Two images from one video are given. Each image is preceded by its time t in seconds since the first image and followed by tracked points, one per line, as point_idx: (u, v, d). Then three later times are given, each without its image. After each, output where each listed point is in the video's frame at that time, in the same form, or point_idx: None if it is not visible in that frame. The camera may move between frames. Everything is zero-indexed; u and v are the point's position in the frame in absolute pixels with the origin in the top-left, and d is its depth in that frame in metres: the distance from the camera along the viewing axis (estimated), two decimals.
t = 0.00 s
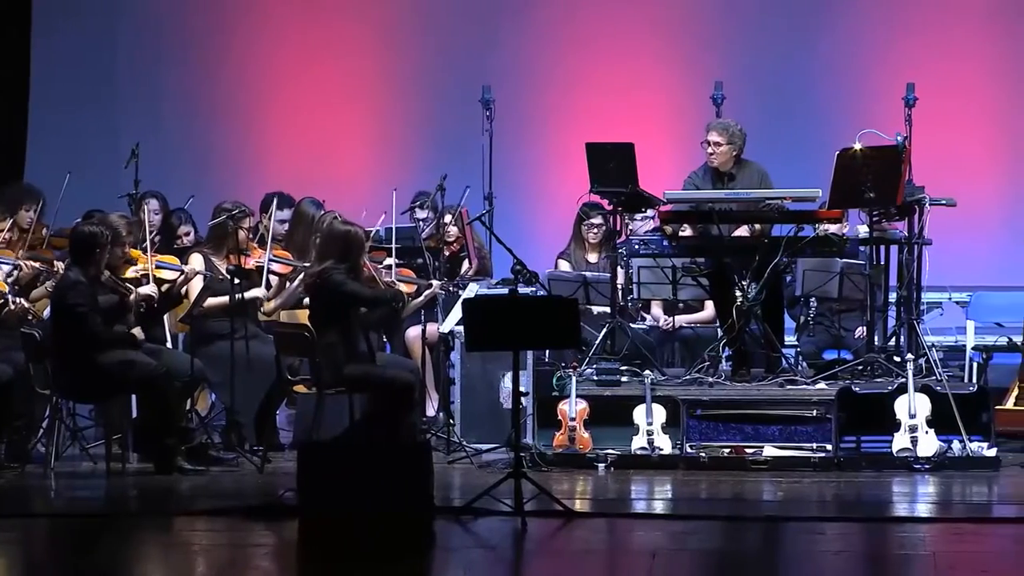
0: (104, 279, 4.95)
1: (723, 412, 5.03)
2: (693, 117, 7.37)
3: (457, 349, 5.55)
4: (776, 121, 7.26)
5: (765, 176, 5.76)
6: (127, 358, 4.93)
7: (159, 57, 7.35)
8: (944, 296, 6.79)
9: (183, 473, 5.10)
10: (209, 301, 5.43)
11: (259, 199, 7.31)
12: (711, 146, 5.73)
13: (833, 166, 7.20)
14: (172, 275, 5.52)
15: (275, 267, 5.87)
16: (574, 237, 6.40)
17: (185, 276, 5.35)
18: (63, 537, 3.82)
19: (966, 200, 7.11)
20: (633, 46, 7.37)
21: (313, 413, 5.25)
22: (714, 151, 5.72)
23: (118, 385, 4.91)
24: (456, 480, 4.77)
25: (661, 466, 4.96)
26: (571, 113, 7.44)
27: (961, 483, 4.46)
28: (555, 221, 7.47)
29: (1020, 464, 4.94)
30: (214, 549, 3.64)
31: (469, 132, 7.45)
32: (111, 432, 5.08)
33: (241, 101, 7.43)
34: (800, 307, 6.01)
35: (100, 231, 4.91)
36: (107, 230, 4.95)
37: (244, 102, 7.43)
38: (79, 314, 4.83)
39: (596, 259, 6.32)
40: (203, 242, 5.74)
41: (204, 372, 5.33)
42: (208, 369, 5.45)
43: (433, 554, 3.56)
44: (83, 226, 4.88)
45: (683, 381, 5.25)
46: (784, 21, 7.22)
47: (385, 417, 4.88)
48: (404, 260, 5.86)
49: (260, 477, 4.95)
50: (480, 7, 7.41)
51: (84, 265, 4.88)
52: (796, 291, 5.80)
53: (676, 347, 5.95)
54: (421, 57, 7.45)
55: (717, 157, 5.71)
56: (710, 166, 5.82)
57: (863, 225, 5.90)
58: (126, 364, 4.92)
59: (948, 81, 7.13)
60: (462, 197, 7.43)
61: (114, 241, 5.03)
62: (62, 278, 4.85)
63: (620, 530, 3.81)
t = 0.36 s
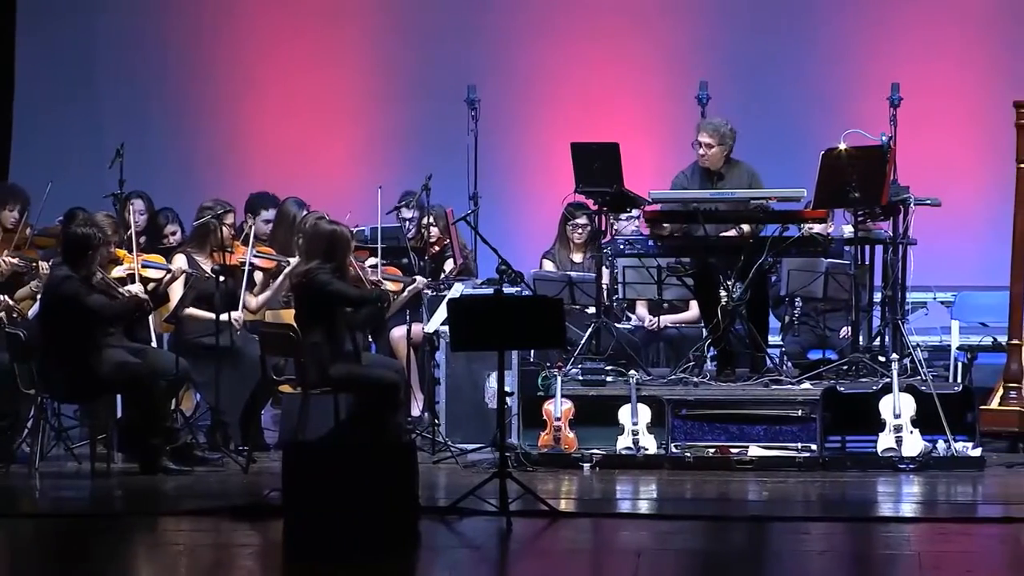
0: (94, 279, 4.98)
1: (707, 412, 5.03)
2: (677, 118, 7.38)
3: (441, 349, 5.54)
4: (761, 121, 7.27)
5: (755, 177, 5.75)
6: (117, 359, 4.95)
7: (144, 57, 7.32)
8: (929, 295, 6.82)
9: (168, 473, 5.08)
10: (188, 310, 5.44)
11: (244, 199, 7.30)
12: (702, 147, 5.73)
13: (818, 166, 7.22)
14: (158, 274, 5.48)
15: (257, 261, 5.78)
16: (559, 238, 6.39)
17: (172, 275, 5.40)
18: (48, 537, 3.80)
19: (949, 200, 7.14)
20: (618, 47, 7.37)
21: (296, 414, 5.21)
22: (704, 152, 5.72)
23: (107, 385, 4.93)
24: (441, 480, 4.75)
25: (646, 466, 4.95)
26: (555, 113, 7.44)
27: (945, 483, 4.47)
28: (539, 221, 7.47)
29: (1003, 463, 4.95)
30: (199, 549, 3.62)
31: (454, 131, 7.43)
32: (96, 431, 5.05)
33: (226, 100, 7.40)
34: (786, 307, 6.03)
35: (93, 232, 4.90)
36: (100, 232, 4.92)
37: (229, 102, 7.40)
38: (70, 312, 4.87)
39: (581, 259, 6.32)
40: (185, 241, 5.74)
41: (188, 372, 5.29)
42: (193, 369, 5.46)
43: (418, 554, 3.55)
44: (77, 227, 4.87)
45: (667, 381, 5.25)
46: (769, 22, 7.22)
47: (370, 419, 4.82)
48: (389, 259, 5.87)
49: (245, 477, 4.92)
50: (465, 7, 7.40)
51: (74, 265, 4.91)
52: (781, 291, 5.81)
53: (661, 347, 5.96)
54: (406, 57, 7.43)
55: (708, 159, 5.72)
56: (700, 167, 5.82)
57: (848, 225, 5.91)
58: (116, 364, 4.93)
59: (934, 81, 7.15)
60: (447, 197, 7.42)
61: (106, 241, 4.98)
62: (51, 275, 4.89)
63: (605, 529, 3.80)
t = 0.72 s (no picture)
0: (83, 283, 4.98)
1: (693, 411, 5.04)
2: (662, 118, 7.43)
3: (428, 349, 5.55)
4: (747, 121, 7.29)
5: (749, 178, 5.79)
6: (100, 359, 4.92)
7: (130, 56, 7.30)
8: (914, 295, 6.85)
9: (153, 473, 5.05)
10: (171, 314, 5.43)
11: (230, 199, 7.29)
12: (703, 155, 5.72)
13: (804, 166, 7.26)
14: (144, 274, 5.46)
15: (242, 259, 5.71)
16: (544, 238, 6.39)
17: (157, 275, 5.40)
18: (33, 537, 3.78)
19: (934, 199, 7.17)
20: (605, 47, 7.38)
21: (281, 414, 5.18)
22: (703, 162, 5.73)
23: (90, 385, 4.89)
24: (427, 480, 4.74)
25: (632, 465, 4.96)
26: (542, 114, 7.47)
27: (931, 482, 4.48)
28: (526, 221, 7.50)
29: (988, 463, 4.96)
30: (184, 549, 3.60)
31: (439, 131, 7.43)
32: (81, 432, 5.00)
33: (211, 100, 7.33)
34: (771, 307, 6.03)
35: (88, 236, 4.91)
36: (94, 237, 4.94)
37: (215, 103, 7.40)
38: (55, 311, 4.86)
39: (566, 259, 6.31)
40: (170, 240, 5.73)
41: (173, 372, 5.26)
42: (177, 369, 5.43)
43: (404, 554, 3.54)
44: (72, 230, 4.88)
45: (653, 381, 5.25)
46: (755, 21, 7.21)
47: (356, 419, 4.80)
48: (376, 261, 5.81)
49: (231, 477, 4.90)
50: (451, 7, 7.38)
51: (65, 267, 4.91)
52: (766, 291, 5.81)
53: (647, 347, 5.97)
54: (392, 56, 7.41)
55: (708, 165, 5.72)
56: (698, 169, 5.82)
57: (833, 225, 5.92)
58: (99, 365, 4.90)
59: (918, 82, 7.20)
60: (433, 196, 7.42)
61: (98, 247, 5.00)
62: (39, 273, 4.89)
63: (591, 529, 3.80)
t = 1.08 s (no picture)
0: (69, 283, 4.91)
1: (681, 412, 5.04)
2: (652, 118, 7.39)
3: (416, 349, 5.52)
4: (736, 120, 7.29)
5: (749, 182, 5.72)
6: (88, 360, 4.87)
7: (122, 57, 7.37)
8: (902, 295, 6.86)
9: (142, 473, 5.03)
10: (157, 316, 5.43)
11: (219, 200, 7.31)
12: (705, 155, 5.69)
13: (793, 166, 7.25)
14: (132, 274, 5.43)
15: (231, 262, 5.70)
16: (532, 238, 6.39)
17: (145, 274, 5.35)
18: (21, 537, 3.77)
19: (923, 199, 7.17)
20: (593, 48, 7.37)
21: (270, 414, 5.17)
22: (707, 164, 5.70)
23: (77, 387, 4.83)
24: (416, 480, 4.73)
25: (620, 465, 4.95)
26: (531, 114, 7.44)
27: (919, 482, 4.49)
28: (514, 221, 7.46)
29: (976, 463, 4.97)
30: (173, 549, 3.59)
31: (428, 130, 7.43)
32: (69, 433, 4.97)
33: (200, 102, 7.42)
34: (759, 307, 6.04)
35: (74, 236, 4.85)
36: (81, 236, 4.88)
37: (202, 103, 7.42)
38: (40, 312, 4.76)
39: (554, 259, 6.31)
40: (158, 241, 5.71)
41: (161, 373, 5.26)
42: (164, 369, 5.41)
43: (392, 554, 3.53)
44: (58, 229, 4.82)
45: (642, 381, 5.25)
46: (741, 21, 7.25)
47: (346, 421, 4.76)
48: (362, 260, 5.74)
49: (219, 477, 4.88)
50: (439, 6, 7.38)
51: (51, 266, 4.84)
52: (754, 292, 5.81)
53: (635, 347, 5.97)
54: (379, 57, 7.41)
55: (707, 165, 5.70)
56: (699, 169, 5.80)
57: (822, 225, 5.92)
58: (86, 366, 4.85)
59: (907, 81, 7.18)
60: (422, 197, 7.43)
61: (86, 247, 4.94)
62: (27, 274, 4.81)
63: (580, 529, 3.80)
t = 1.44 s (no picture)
0: (50, 278, 4.86)
1: (668, 411, 5.04)
2: (639, 118, 7.39)
3: (403, 349, 5.53)
4: (722, 120, 7.30)
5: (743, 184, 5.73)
6: (76, 359, 4.90)
7: (109, 57, 7.36)
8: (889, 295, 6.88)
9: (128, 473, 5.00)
10: (145, 316, 5.47)
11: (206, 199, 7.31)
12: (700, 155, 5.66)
13: (779, 166, 7.27)
14: (119, 274, 5.37)
15: (220, 264, 5.69)
16: (518, 238, 6.38)
17: (132, 275, 5.31)
18: (6, 537, 3.75)
19: (909, 200, 7.19)
20: (579, 48, 7.37)
21: (255, 414, 5.14)
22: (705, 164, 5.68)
23: (65, 386, 4.85)
24: (402, 480, 4.72)
25: (607, 465, 4.95)
26: (518, 114, 7.43)
27: (905, 482, 4.50)
28: (501, 221, 7.46)
29: (962, 462, 4.98)
30: (159, 549, 3.57)
31: (414, 131, 7.42)
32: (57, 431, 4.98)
33: (186, 103, 7.41)
34: (746, 307, 6.04)
35: (48, 231, 4.78)
36: (56, 230, 4.81)
37: (189, 103, 7.42)
38: (22, 312, 4.75)
39: (540, 259, 6.30)
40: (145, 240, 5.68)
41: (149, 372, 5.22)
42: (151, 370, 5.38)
43: (379, 554, 3.52)
44: (32, 226, 4.76)
45: (629, 381, 5.25)
46: (726, 22, 7.26)
47: (333, 421, 4.70)
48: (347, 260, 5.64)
49: (206, 477, 4.86)
50: (425, 6, 7.38)
51: (30, 264, 4.81)
52: (741, 292, 5.82)
53: (623, 347, 5.96)
54: (365, 56, 7.40)
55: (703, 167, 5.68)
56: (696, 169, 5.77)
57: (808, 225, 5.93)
58: (73, 364, 4.88)
59: (892, 81, 7.20)
60: (409, 197, 7.44)
61: (63, 241, 4.85)
62: (9, 274, 4.80)
63: (566, 529, 3.79)
